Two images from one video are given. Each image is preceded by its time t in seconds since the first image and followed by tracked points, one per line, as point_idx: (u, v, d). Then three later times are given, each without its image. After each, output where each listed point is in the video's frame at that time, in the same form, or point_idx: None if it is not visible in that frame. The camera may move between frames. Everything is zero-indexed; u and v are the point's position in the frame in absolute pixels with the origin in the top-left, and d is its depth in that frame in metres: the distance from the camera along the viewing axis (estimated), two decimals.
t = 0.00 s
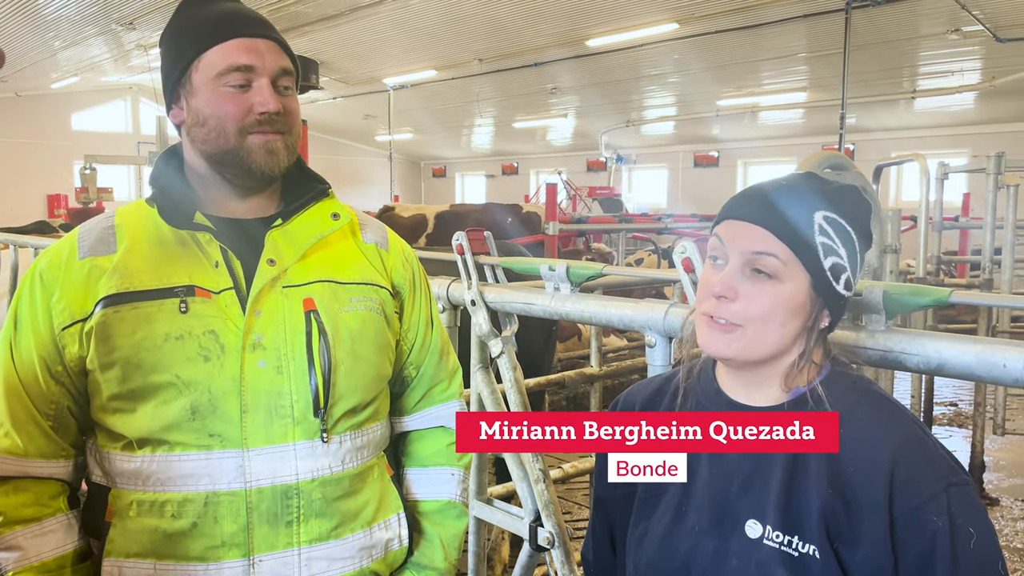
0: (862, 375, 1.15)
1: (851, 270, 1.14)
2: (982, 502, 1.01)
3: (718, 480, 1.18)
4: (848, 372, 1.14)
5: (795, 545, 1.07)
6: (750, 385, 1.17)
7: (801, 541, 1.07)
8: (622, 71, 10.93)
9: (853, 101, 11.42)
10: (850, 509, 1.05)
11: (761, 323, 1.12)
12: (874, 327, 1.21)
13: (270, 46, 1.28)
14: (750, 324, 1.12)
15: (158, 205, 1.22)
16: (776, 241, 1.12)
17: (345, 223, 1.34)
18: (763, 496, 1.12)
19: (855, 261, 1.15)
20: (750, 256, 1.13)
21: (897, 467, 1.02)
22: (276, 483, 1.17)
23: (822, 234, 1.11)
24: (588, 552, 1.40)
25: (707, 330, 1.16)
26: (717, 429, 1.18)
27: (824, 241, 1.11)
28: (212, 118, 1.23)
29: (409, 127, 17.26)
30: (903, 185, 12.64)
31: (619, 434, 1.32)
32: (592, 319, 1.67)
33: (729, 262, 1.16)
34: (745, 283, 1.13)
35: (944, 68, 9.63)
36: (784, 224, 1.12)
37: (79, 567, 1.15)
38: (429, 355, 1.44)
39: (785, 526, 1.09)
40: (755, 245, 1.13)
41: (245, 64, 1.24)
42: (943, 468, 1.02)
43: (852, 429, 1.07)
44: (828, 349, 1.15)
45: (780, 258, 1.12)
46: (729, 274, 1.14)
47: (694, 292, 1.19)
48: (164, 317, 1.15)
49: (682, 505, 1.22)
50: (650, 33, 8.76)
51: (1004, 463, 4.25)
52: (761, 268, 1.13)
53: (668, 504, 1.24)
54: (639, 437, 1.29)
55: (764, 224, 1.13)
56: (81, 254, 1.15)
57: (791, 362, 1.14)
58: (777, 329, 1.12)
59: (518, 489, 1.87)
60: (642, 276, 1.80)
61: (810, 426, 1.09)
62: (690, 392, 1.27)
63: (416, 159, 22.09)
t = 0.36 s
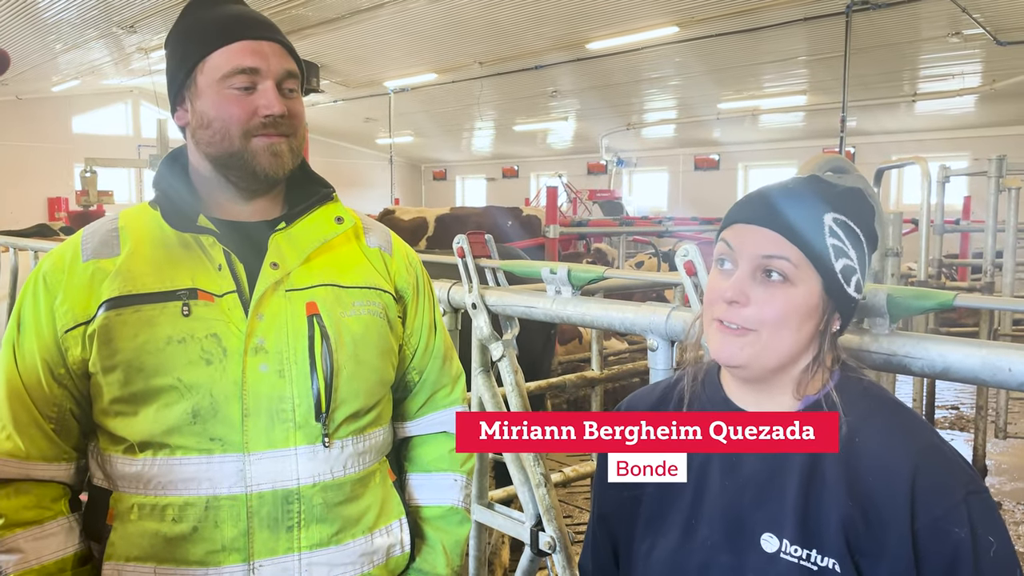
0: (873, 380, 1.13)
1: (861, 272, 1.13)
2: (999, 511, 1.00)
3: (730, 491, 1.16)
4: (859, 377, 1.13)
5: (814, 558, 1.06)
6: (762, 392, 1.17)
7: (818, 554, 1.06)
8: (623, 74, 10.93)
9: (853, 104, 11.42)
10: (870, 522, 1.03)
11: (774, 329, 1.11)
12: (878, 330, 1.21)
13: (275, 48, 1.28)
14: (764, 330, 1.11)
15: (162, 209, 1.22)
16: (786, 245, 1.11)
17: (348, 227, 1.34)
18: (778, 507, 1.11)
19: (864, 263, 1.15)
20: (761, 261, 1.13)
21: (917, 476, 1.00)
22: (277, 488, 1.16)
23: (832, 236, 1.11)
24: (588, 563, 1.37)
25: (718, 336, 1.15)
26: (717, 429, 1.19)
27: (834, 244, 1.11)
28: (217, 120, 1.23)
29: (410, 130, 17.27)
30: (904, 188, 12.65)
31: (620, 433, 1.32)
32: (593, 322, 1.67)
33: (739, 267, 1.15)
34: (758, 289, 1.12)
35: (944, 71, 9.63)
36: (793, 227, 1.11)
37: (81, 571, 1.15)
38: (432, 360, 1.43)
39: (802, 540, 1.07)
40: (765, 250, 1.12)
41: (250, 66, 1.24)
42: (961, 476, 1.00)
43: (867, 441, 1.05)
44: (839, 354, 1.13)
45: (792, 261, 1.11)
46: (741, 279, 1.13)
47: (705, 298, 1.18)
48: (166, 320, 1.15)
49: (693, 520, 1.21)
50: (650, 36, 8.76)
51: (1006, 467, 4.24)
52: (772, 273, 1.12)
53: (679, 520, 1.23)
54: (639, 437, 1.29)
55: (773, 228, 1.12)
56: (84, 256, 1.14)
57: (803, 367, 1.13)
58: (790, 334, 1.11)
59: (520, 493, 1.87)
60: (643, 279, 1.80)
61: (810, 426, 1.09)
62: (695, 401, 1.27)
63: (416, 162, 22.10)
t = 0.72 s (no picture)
0: (884, 386, 1.14)
1: (870, 275, 1.14)
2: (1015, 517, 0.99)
3: (744, 497, 1.16)
4: (868, 382, 1.13)
5: (832, 565, 1.06)
6: (775, 398, 1.17)
7: (837, 560, 1.06)
8: (625, 77, 10.95)
9: (855, 106, 11.42)
10: (889, 527, 1.02)
11: (785, 333, 1.11)
12: (881, 335, 1.20)
13: (282, 53, 1.29)
14: (773, 337, 1.11)
15: (169, 214, 1.22)
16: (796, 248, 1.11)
17: (354, 231, 1.34)
18: (793, 514, 1.10)
19: (872, 266, 1.15)
20: (769, 266, 1.13)
21: (935, 480, 1.00)
22: (281, 493, 1.16)
23: (840, 239, 1.11)
24: (593, 566, 1.36)
25: (727, 341, 1.15)
26: (717, 430, 1.21)
27: (842, 248, 1.11)
28: (224, 125, 1.23)
29: (412, 133, 17.29)
30: (906, 190, 12.65)
31: (620, 434, 1.32)
32: (596, 325, 1.67)
33: (747, 272, 1.15)
34: (767, 293, 1.13)
35: (946, 74, 9.63)
36: (801, 232, 1.11)
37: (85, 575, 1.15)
38: (436, 364, 1.44)
39: (819, 547, 1.07)
40: (773, 254, 1.13)
41: (256, 72, 1.24)
42: (978, 481, 1.00)
43: (880, 447, 1.06)
44: (849, 359, 1.13)
45: (800, 267, 1.11)
46: (748, 285, 1.14)
47: (713, 302, 1.18)
48: (172, 325, 1.15)
49: (705, 526, 1.20)
50: (652, 39, 8.76)
51: (1009, 470, 4.22)
52: (781, 277, 1.12)
53: (687, 524, 1.23)
54: (639, 437, 1.30)
55: (781, 232, 1.12)
56: (90, 260, 1.15)
57: (813, 374, 1.14)
58: (800, 340, 1.11)
59: (522, 497, 1.87)
60: (645, 283, 1.80)
61: (808, 425, 1.12)
62: (704, 407, 1.27)
63: (418, 165, 22.12)
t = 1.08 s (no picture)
0: (893, 387, 1.14)
1: (877, 275, 1.14)
2: None
3: (755, 500, 1.15)
4: (876, 384, 1.13)
5: (844, 568, 1.06)
6: (783, 401, 1.17)
7: (849, 563, 1.06)
8: (627, 79, 10.95)
9: (858, 108, 11.41)
10: (901, 530, 1.02)
11: (794, 336, 1.10)
12: (886, 336, 1.20)
13: (287, 55, 1.29)
14: (781, 338, 1.11)
15: (174, 216, 1.22)
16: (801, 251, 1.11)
17: (358, 234, 1.34)
18: (803, 518, 1.10)
19: (880, 266, 1.14)
20: (775, 269, 1.13)
21: (948, 485, 1.00)
22: (285, 496, 1.16)
23: (846, 241, 1.11)
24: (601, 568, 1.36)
25: (735, 342, 1.15)
26: (717, 429, 1.22)
27: (849, 248, 1.11)
28: (228, 127, 1.23)
29: (414, 135, 17.31)
30: (909, 192, 12.64)
31: (619, 434, 1.33)
32: (598, 327, 1.67)
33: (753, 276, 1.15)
34: (772, 296, 1.12)
35: (950, 75, 9.61)
36: (806, 231, 1.11)
37: None
38: (440, 367, 1.44)
39: (831, 550, 1.07)
40: (779, 257, 1.13)
41: (261, 74, 1.25)
42: (990, 484, 1.00)
43: (890, 450, 1.05)
44: (857, 360, 1.13)
45: (807, 268, 1.11)
46: (754, 287, 1.14)
47: (720, 305, 1.18)
48: (175, 327, 1.15)
49: (717, 528, 1.20)
50: (655, 41, 8.76)
51: (1013, 472, 4.21)
52: (787, 280, 1.12)
53: (695, 526, 1.23)
54: (639, 437, 1.30)
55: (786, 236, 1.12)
56: (94, 262, 1.16)
57: (824, 375, 1.13)
58: (808, 341, 1.11)
59: (524, 499, 1.89)
60: (647, 284, 1.81)
61: (806, 425, 1.12)
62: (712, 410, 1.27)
63: (420, 167, 22.14)
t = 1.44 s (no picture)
0: (896, 388, 1.13)
1: (873, 278, 1.14)
2: None
3: (757, 500, 1.15)
4: (879, 385, 1.12)
5: (844, 569, 1.06)
6: (782, 403, 1.16)
7: (850, 564, 1.06)
8: (629, 81, 10.96)
9: (861, 109, 11.40)
10: (901, 530, 1.02)
11: (796, 347, 1.11)
12: (887, 338, 1.20)
13: (289, 59, 1.29)
14: (780, 346, 1.11)
15: (175, 218, 1.22)
16: (798, 263, 1.11)
17: (360, 236, 1.34)
18: (804, 517, 1.10)
19: (876, 270, 1.14)
20: (771, 281, 1.13)
21: (950, 487, 0.99)
22: (287, 498, 1.16)
23: (843, 245, 1.11)
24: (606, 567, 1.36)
25: (735, 350, 1.15)
26: (717, 430, 1.23)
27: (844, 254, 1.10)
28: (231, 131, 1.24)
29: (416, 137, 17.33)
30: (912, 193, 12.61)
31: (620, 434, 1.34)
32: (599, 329, 1.67)
33: (750, 288, 1.15)
34: (772, 308, 1.13)
35: (952, 76, 9.60)
36: (804, 236, 1.11)
37: None
38: (444, 368, 1.44)
39: (832, 550, 1.07)
40: (775, 270, 1.13)
41: (264, 77, 1.25)
42: (991, 485, 1.00)
43: (891, 451, 1.05)
44: (857, 362, 1.13)
45: (802, 278, 1.11)
46: (752, 297, 1.14)
47: (720, 316, 1.18)
48: (178, 330, 1.16)
49: (718, 528, 1.19)
50: (657, 42, 8.77)
51: (1016, 474, 4.19)
52: (784, 291, 1.12)
53: (696, 525, 1.23)
54: (639, 437, 1.30)
55: (782, 248, 1.12)
56: (97, 264, 1.16)
57: (825, 378, 1.13)
58: (806, 347, 1.11)
59: (526, 501, 1.89)
60: (650, 286, 1.80)
61: (805, 425, 1.12)
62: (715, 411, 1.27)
63: (423, 169, 22.15)
